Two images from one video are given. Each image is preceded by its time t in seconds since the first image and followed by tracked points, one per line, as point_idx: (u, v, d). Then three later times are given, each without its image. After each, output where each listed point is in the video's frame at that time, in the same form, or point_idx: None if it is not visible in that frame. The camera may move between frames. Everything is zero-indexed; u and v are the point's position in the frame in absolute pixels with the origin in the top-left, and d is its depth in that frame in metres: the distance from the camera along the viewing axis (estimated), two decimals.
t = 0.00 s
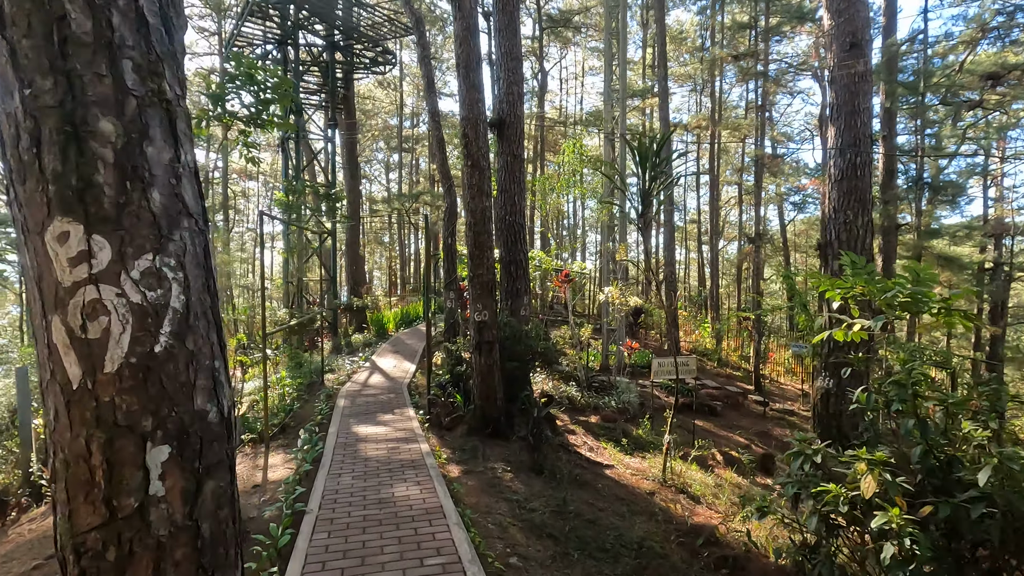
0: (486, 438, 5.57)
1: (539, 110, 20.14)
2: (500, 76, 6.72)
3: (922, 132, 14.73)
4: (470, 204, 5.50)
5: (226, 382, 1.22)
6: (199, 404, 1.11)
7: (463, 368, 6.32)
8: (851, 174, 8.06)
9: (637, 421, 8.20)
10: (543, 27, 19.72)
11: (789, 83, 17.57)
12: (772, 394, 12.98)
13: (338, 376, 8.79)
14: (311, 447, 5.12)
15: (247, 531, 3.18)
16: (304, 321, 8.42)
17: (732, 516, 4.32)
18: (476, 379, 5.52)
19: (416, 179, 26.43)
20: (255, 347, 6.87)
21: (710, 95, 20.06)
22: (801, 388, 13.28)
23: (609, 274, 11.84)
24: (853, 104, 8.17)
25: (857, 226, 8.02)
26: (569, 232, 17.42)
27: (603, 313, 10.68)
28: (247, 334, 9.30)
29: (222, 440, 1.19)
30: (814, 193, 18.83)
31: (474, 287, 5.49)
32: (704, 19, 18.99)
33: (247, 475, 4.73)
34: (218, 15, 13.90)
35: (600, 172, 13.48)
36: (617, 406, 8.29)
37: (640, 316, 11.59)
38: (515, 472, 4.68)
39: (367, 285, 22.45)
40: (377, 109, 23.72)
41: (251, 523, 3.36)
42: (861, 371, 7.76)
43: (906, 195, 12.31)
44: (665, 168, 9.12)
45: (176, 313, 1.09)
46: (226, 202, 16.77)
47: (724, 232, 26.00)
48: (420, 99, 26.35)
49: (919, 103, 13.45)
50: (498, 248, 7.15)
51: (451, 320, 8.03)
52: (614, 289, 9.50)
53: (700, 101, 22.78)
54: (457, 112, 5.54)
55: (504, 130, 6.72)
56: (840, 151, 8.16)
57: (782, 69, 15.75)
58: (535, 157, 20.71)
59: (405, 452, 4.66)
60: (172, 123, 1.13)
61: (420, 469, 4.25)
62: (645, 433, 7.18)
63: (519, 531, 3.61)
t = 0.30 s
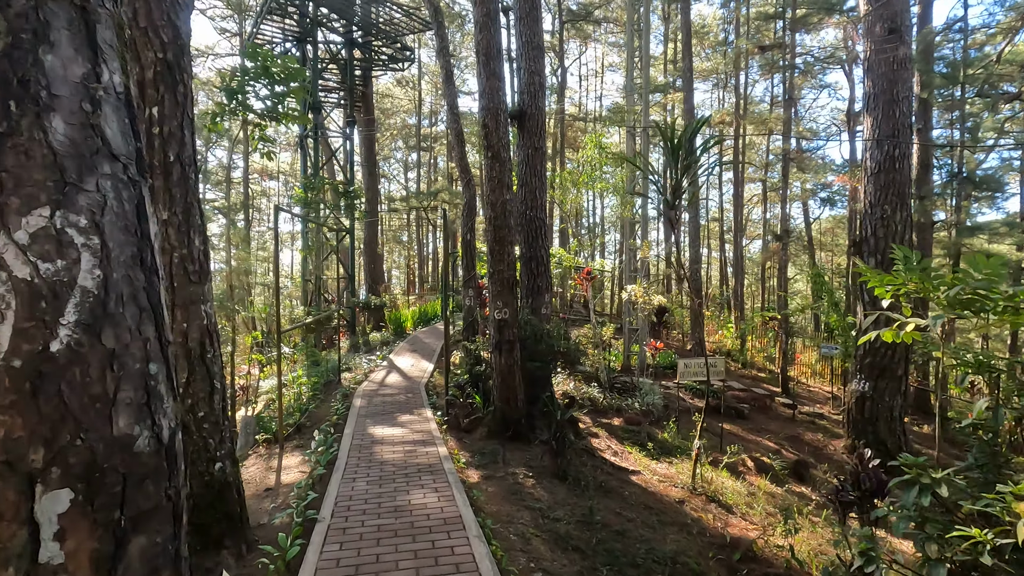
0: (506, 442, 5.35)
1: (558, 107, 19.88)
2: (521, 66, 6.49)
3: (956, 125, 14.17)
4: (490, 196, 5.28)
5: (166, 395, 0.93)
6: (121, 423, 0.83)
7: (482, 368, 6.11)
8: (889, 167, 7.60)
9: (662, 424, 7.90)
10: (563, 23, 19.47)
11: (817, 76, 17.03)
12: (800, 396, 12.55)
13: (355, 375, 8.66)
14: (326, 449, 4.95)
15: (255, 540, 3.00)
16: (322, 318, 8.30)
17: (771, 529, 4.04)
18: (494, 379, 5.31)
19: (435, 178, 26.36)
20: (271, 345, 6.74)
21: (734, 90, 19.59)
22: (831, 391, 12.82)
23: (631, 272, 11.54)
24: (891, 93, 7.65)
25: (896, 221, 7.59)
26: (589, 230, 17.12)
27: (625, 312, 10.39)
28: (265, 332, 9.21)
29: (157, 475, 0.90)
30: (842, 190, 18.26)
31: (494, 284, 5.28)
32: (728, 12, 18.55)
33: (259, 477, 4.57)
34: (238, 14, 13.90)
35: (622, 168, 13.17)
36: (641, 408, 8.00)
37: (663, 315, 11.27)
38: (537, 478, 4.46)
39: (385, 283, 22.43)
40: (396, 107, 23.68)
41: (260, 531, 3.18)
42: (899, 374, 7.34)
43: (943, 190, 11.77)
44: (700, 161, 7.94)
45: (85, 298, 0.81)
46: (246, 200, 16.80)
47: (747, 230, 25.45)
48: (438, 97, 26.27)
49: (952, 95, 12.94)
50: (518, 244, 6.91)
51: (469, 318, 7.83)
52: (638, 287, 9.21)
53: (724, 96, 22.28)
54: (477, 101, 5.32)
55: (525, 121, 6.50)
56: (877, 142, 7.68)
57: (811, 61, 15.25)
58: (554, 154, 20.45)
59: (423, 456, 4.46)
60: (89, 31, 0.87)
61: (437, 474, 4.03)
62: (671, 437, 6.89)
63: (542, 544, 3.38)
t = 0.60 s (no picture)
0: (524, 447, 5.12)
1: (576, 103, 19.55)
2: (541, 55, 6.23)
3: (992, 118, 13.60)
4: (509, 188, 5.04)
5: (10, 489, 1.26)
6: None
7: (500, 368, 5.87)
8: (928, 158, 7.08)
9: (686, 427, 7.61)
10: (581, 18, 19.12)
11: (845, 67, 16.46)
12: (827, 398, 12.13)
13: (370, 375, 8.50)
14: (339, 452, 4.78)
15: (261, 553, 2.82)
16: (336, 317, 8.15)
17: (810, 546, 3.75)
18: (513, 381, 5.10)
19: (451, 176, 26.16)
20: (285, 344, 6.60)
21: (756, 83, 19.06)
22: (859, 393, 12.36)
23: (652, 271, 11.22)
24: (931, 81, 7.08)
25: (934, 216, 7.08)
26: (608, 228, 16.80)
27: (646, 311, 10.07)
28: (280, 330, 9.10)
29: None
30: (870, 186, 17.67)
31: (512, 281, 5.05)
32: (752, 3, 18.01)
33: (270, 481, 4.40)
34: (254, 11, 13.86)
35: (642, 164, 12.84)
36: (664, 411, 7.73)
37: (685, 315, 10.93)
38: (559, 487, 4.22)
39: (401, 281, 22.35)
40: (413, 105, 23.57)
41: (267, 542, 3.00)
42: (938, 378, 6.93)
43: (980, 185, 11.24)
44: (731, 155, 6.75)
45: None
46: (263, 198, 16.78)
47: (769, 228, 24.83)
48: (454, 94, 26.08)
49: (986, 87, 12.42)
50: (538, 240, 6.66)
51: (486, 317, 7.60)
52: (660, 286, 8.91)
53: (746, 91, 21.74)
54: (496, 90, 5.10)
55: (544, 112, 6.25)
56: (915, 133, 7.17)
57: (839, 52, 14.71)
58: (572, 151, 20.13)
59: (439, 461, 4.25)
60: None
61: (453, 482, 3.81)
62: (697, 442, 6.61)
63: (566, 560, 3.16)
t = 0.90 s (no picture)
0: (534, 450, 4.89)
1: (588, 100, 19.25)
2: (553, 41, 5.98)
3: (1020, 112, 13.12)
4: (519, 179, 4.81)
5: None
6: None
7: (509, 367, 5.64)
8: (959, 151, 6.57)
9: (702, 430, 7.33)
10: (594, 13, 18.80)
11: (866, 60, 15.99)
12: (847, 400, 11.75)
13: (376, 374, 8.30)
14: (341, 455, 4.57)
15: (249, 566, 2.62)
16: (342, 314, 7.96)
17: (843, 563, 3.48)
18: (523, 382, 4.87)
19: (462, 174, 25.97)
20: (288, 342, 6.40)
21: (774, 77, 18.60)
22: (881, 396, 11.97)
23: (666, 269, 10.92)
24: (963, 68, 6.53)
25: (966, 214, 6.58)
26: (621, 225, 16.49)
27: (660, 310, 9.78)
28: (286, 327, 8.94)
29: None
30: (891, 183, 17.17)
31: (523, 277, 4.82)
32: None
33: (268, 485, 4.21)
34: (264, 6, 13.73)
35: (656, 160, 12.52)
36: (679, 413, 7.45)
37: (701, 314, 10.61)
38: (571, 494, 3.99)
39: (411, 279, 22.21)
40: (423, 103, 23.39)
41: (257, 554, 2.80)
42: (970, 381, 6.58)
43: (1011, 180, 10.77)
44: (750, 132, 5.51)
45: None
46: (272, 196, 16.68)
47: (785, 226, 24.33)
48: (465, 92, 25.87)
49: (1014, 80, 11.98)
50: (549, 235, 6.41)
51: (496, 314, 7.37)
52: (675, 283, 8.62)
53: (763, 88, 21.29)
54: (506, 76, 4.87)
55: (555, 101, 6.01)
56: (945, 124, 6.67)
57: (861, 44, 14.25)
58: (584, 148, 19.82)
59: (444, 466, 4.03)
60: None
61: (459, 489, 3.59)
62: (714, 446, 6.33)
63: None
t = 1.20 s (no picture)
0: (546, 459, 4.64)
1: (601, 99, 18.95)
2: (566, 31, 5.74)
3: None
4: (530, 174, 4.58)
5: None
6: None
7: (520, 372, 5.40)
8: (993, 146, 6.15)
9: (720, 436, 7.06)
10: (608, 10, 18.51)
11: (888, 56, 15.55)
12: (869, 405, 11.37)
13: (384, 376, 8.11)
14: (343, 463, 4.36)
15: None
16: (349, 315, 7.77)
17: None
18: (534, 388, 4.65)
19: (473, 175, 25.77)
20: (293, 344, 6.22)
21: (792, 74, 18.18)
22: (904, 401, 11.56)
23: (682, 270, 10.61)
24: (998, 60, 6.13)
25: (1000, 213, 6.16)
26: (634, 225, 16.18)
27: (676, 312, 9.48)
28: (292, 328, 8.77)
29: None
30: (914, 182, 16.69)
31: (535, 277, 4.59)
32: None
33: (266, 494, 4.01)
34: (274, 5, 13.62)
35: (672, 158, 12.20)
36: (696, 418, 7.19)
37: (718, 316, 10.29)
38: (585, 508, 3.75)
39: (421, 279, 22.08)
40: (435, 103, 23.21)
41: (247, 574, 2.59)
42: (1006, 389, 6.22)
43: None
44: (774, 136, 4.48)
45: None
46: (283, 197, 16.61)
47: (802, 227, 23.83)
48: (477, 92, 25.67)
49: None
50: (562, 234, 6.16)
51: (506, 316, 7.12)
52: (692, 284, 8.33)
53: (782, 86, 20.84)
54: (517, 66, 4.63)
55: (569, 94, 5.76)
56: (978, 118, 6.27)
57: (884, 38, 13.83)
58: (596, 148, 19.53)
59: (451, 477, 3.80)
60: None
61: (465, 504, 3.36)
62: (734, 455, 6.06)
63: None
